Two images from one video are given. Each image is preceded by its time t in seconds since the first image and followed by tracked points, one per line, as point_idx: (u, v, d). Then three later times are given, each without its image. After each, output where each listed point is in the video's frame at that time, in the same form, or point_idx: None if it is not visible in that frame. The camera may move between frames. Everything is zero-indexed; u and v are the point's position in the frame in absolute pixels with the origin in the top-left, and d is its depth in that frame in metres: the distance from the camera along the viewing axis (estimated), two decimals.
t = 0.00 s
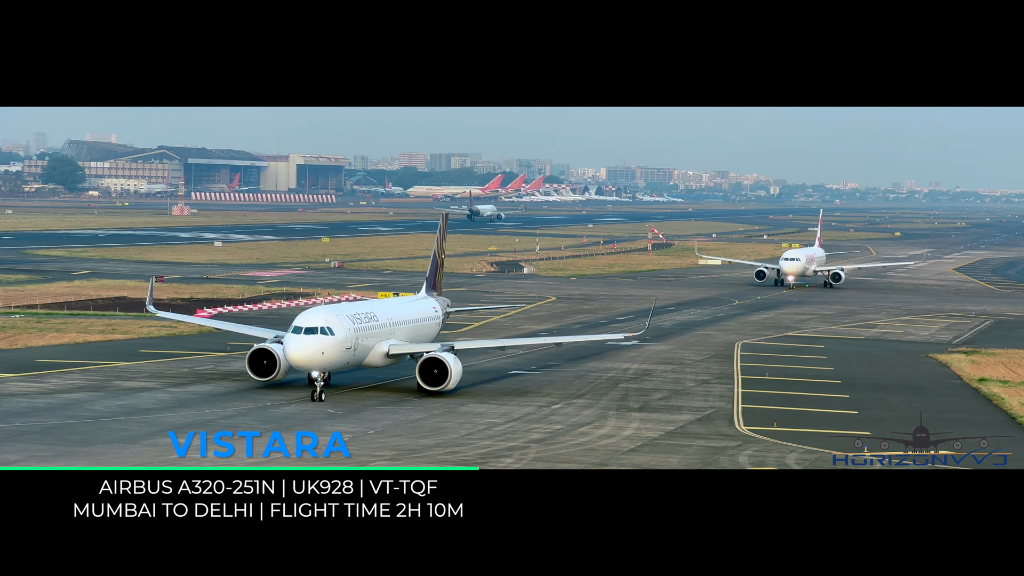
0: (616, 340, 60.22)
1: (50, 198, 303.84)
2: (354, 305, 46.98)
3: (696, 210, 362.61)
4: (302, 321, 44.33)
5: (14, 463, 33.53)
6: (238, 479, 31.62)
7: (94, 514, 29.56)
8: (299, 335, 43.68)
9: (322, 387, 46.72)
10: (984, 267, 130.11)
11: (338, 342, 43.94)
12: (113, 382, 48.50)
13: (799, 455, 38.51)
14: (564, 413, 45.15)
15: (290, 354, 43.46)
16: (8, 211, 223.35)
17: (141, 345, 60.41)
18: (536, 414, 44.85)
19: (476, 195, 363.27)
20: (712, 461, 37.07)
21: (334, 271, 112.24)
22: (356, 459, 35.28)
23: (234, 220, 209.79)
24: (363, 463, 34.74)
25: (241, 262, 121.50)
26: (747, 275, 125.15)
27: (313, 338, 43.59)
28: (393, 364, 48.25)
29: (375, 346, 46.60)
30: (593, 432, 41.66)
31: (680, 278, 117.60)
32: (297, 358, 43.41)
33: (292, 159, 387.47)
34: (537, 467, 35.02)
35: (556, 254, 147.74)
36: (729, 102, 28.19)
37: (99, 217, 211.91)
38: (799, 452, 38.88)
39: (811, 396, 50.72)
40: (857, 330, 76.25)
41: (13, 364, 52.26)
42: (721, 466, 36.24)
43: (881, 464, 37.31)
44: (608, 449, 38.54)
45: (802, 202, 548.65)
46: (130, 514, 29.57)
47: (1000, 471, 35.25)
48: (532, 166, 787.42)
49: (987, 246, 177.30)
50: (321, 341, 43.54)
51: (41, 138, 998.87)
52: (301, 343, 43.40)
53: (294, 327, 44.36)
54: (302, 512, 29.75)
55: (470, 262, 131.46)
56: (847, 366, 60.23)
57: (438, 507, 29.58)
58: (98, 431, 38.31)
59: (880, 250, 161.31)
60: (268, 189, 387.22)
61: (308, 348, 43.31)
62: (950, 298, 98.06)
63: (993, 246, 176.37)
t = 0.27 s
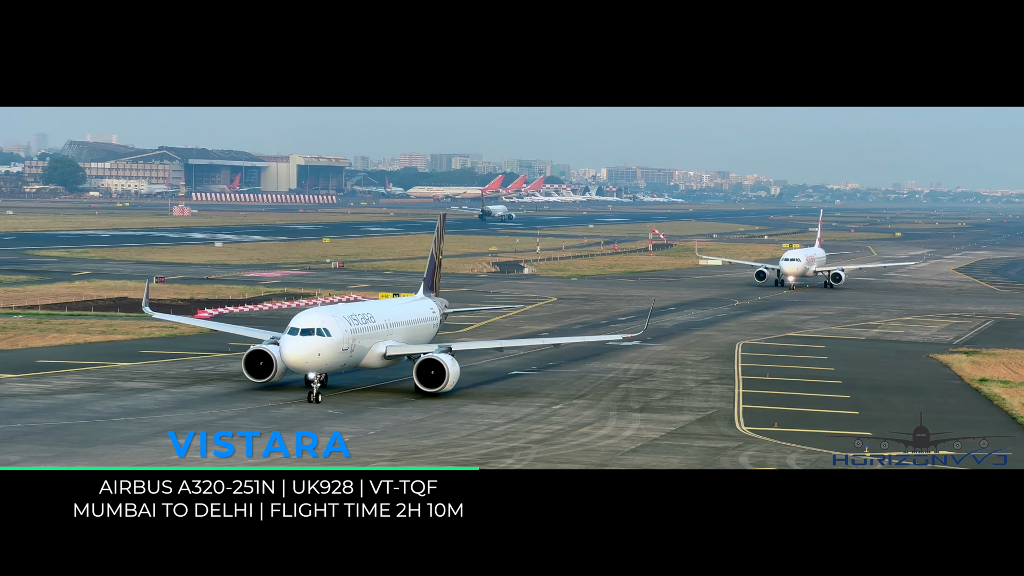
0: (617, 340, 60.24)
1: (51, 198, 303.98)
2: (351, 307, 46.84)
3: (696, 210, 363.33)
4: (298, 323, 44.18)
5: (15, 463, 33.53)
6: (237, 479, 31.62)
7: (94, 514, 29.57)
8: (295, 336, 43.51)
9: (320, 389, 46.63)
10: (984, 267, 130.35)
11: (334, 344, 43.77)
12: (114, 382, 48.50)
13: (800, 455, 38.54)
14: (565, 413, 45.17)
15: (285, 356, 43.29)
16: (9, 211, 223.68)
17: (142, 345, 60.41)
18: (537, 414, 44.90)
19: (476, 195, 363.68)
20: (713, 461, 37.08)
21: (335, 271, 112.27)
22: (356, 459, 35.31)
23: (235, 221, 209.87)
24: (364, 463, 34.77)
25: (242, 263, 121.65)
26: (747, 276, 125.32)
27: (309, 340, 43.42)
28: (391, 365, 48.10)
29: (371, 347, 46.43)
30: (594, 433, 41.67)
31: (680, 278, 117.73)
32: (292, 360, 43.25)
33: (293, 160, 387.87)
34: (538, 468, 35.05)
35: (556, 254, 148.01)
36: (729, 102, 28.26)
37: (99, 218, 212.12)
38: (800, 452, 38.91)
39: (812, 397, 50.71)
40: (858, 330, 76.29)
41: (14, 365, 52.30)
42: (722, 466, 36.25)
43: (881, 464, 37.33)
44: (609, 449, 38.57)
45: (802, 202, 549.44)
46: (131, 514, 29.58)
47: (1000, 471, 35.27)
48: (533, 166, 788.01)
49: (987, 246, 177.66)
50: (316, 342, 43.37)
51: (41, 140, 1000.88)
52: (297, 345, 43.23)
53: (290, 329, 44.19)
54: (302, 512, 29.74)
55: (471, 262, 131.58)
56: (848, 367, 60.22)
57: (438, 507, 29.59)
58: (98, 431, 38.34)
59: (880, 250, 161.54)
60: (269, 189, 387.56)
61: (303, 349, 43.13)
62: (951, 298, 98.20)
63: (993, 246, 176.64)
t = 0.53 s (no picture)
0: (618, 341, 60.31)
1: (52, 199, 304.14)
2: (348, 308, 46.61)
3: (697, 210, 363.68)
4: (295, 323, 43.91)
5: (16, 463, 33.54)
6: (237, 479, 31.64)
7: (94, 514, 29.60)
8: (291, 337, 43.25)
9: (317, 390, 46.53)
10: (986, 267, 130.44)
11: (331, 345, 43.52)
12: (115, 383, 48.55)
13: (800, 455, 38.57)
14: (566, 414, 45.17)
15: (282, 357, 43.02)
16: (10, 212, 223.88)
17: (143, 346, 60.54)
18: (538, 414, 44.90)
19: (478, 195, 363.97)
20: (714, 461, 37.09)
21: (336, 272, 112.32)
22: (357, 459, 35.31)
23: (236, 222, 210.10)
24: (365, 463, 34.78)
25: (243, 263, 121.77)
26: (748, 276, 125.46)
27: (306, 341, 43.15)
28: (387, 366, 47.92)
29: (369, 349, 46.21)
30: (596, 433, 41.68)
31: (681, 279, 117.77)
32: (289, 361, 42.97)
33: (294, 161, 388.13)
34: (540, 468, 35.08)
35: (558, 255, 148.20)
36: (728, 102, 28.28)
37: (100, 218, 212.16)
38: (801, 452, 38.93)
39: (814, 397, 50.68)
40: (859, 331, 76.29)
41: (16, 365, 52.33)
42: (723, 466, 36.27)
43: (881, 464, 37.34)
44: (610, 449, 38.58)
45: (803, 203, 550.02)
46: (131, 514, 29.60)
47: (1000, 470, 35.27)
48: (534, 167, 787.27)
49: (988, 246, 177.87)
50: (313, 343, 43.11)
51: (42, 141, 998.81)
52: (293, 346, 42.97)
53: (287, 330, 43.92)
54: (302, 512, 29.76)
55: (471, 263, 131.59)
56: (849, 367, 60.20)
57: (438, 507, 29.60)
58: (98, 432, 38.36)
59: (882, 250, 161.61)
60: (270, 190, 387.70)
61: (300, 351, 42.86)
62: (952, 299, 98.22)
63: (994, 246, 176.64)
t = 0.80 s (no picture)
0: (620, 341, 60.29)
1: (53, 199, 304.26)
2: (345, 309, 46.51)
3: (699, 210, 363.54)
4: (292, 324, 43.79)
5: (17, 464, 33.55)
6: (237, 479, 31.64)
7: (94, 514, 29.60)
8: (289, 338, 43.13)
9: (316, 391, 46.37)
10: (987, 268, 130.22)
11: (328, 346, 43.38)
12: (117, 383, 48.58)
13: (802, 455, 38.52)
14: (567, 414, 45.14)
15: (279, 358, 42.90)
16: (12, 212, 224.13)
17: (145, 346, 60.58)
18: (539, 415, 44.87)
19: (479, 196, 364.05)
20: (716, 461, 37.06)
21: (338, 273, 112.39)
22: (357, 459, 35.28)
23: (237, 222, 210.35)
24: (366, 464, 34.76)
25: (245, 264, 121.82)
26: (749, 277, 125.44)
27: (303, 342, 43.03)
28: (386, 367, 47.79)
29: (366, 349, 46.07)
30: (597, 433, 41.67)
31: (682, 279, 117.64)
32: (286, 362, 42.85)
33: (296, 161, 388.27)
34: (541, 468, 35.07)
35: (559, 255, 148.20)
36: (728, 101, 28.25)
37: (101, 218, 212.20)
38: (802, 453, 38.90)
39: (815, 397, 50.64)
40: (861, 331, 76.26)
41: (17, 365, 52.32)
42: (724, 467, 36.24)
43: (883, 464, 37.26)
44: (611, 450, 38.58)
45: (805, 203, 549.99)
46: (131, 514, 29.60)
47: (1001, 470, 35.20)
48: (535, 167, 787.33)
49: (989, 246, 177.85)
50: (310, 344, 42.97)
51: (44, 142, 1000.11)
52: (291, 347, 42.85)
53: (284, 331, 43.80)
54: (302, 512, 29.75)
55: (473, 263, 131.55)
56: (851, 367, 60.15)
57: (438, 507, 29.58)
58: (98, 432, 38.36)
59: (883, 250, 161.42)
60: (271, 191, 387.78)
61: (298, 352, 42.75)
62: (953, 299, 98.14)
63: (996, 247, 176.59)
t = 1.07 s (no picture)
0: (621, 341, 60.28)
1: (55, 199, 304.44)
2: (343, 309, 46.35)
3: (701, 209, 363.40)
4: (289, 325, 43.67)
5: (18, 464, 33.57)
6: (238, 479, 31.65)
7: (94, 514, 29.60)
8: (285, 339, 43.00)
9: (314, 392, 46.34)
10: (989, 268, 130.06)
11: (326, 347, 43.21)
12: (119, 383, 48.62)
13: (803, 455, 38.51)
14: (569, 414, 45.12)
15: (276, 359, 42.76)
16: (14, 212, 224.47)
17: (146, 346, 60.65)
18: (541, 415, 44.84)
19: (481, 195, 363.97)
20: (717, 461, 37.06)
21: (339, 272, 112.47)
22: (360, 460, 35.27)
23: (239, 222, 210.60)
24: (369, 465, 34.74)
25: (247, 264, 121.89)
26: (750, 277, 125.40)
27: (300, 343, 42.89)
28: (384, 368, 47.68)
29: (364, 350, 45.96)
30: (599, 433, 41.67)
31: (684, 279, 117.55)
32: (283, 363, 42.71)
33: (298, 161, 388.43)
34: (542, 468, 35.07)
35: (561, 255, 148.20)
36: (729, 102, 28.27)
37: (102, 219, 212.30)
38: (803, 453, 38.89)
39: (817, 397, 50.60)
40: (862, 331, 76.21)
41: (19, 366, 52.38)
42: (726, 467, 36.21)
43: (884, 464, 37.24)
44: (613, 450, 38.56)
45: (806, 203, 549.76)
46: (131, 514, 29.60)
47: (1002, 471, 35.17)
48: (537, 167, 787.27)
49: (991, 246, 177.78)
50: (307, 345, 42.81)
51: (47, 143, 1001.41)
52: (287, 348, 42.71)
53: (281, 332, 43.67)
54: (302, 512, 29.75)
55: (474, 263, 131.49)
56: (853, 367, 60.11)
57: (438, 507, 29.58)
58: (101, 432, 38.38)
59: (885, 250, 161.24)
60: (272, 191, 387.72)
61: (295, 353, 42.57)
62: (955, 299, 98.09)
63: (998, 246, 176.43)
